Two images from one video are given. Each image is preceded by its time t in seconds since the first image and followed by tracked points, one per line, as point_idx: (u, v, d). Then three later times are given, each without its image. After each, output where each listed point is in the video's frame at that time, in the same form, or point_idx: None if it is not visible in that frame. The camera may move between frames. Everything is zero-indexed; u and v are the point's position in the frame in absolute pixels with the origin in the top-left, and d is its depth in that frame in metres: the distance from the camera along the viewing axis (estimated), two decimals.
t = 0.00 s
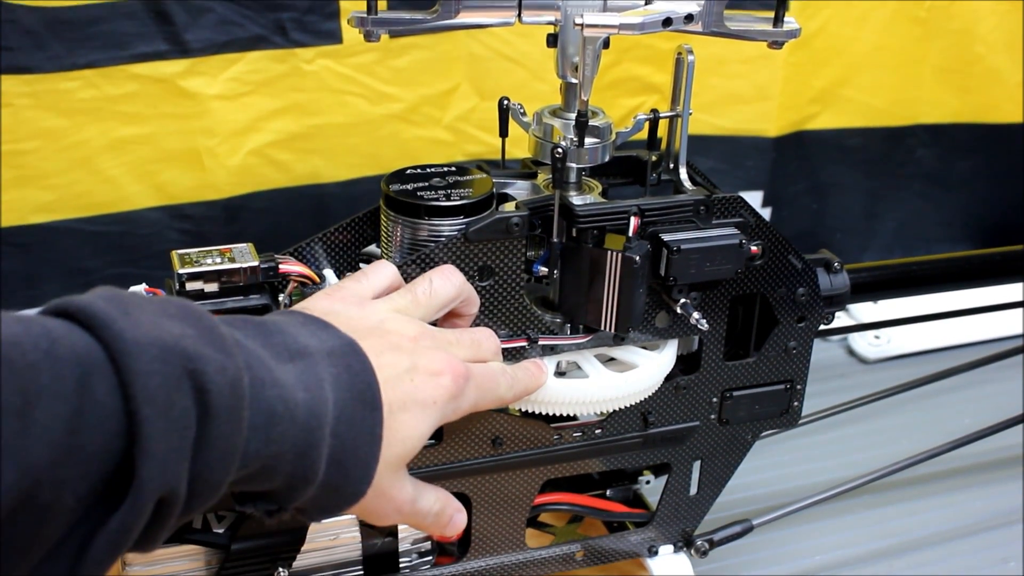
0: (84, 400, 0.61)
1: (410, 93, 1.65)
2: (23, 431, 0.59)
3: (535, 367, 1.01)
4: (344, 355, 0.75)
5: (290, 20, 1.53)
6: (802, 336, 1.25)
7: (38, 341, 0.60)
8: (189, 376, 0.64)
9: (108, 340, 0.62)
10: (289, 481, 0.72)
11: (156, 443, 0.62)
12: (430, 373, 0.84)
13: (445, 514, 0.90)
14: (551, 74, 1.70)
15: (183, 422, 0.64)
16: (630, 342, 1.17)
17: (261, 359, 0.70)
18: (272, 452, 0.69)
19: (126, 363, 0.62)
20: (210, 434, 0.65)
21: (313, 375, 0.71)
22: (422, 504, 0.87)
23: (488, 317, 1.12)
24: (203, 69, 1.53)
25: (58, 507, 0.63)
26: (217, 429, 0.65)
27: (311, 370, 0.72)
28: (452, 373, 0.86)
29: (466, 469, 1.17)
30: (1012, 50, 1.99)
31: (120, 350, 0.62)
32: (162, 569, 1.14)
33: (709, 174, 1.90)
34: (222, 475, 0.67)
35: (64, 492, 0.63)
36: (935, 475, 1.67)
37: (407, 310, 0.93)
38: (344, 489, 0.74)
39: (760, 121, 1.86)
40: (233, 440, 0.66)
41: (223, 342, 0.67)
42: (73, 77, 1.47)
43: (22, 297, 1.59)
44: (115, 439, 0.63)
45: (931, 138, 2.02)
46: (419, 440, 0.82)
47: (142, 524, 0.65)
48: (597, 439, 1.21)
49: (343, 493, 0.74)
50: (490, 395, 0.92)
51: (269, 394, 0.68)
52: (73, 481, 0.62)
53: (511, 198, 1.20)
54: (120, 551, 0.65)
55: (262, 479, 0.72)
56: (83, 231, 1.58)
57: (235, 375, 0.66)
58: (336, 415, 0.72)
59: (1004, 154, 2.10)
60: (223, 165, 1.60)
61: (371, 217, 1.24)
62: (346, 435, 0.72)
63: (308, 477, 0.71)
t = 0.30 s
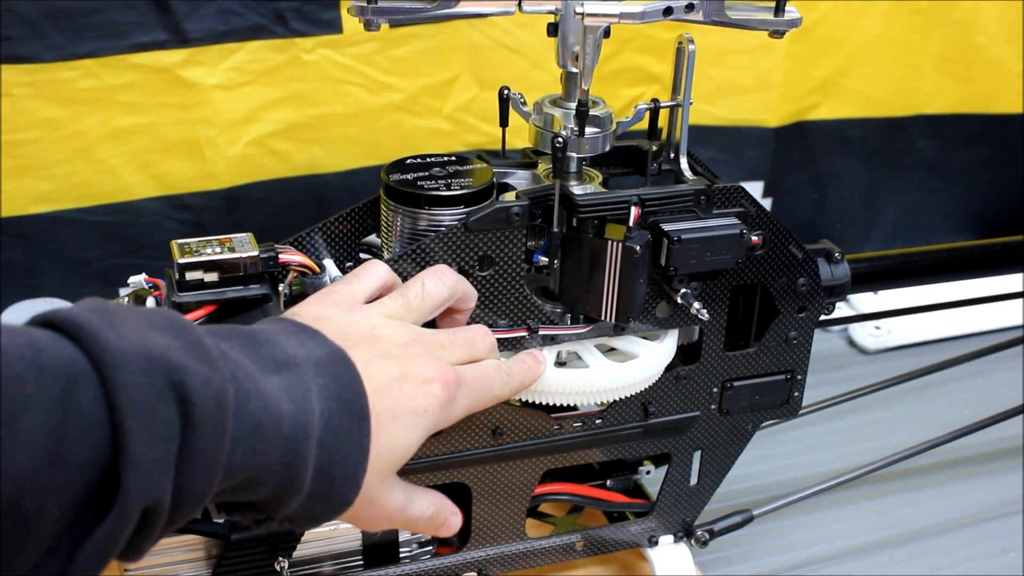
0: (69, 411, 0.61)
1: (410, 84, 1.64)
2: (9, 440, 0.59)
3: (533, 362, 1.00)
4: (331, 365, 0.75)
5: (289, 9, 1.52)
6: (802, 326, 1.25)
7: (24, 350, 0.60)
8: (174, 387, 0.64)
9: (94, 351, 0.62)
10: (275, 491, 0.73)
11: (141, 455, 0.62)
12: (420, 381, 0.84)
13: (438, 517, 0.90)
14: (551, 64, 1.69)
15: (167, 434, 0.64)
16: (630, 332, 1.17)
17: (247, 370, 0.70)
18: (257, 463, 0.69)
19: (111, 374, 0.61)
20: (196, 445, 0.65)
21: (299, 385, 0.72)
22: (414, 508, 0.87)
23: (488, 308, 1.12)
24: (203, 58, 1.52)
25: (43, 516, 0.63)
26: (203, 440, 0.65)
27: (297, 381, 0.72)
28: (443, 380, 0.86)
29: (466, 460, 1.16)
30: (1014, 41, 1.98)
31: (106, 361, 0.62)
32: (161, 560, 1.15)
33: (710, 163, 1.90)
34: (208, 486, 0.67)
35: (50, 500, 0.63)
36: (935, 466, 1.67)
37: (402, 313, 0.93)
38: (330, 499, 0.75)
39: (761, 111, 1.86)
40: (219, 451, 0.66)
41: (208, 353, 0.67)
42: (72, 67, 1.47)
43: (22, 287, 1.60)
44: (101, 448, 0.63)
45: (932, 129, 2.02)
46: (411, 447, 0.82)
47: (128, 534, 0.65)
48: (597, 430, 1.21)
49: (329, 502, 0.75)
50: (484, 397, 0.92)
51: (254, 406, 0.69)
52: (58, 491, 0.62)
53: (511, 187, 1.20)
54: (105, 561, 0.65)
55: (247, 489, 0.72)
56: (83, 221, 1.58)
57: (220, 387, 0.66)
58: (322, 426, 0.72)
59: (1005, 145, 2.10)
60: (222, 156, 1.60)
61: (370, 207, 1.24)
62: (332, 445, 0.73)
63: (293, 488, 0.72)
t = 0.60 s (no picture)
0: (70, 397, 0.61)
1: (410, 74, 1.64)
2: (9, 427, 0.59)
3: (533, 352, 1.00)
4: (335, 350, 0.75)
5: None
6: (802, 317, 1.25)
7: (23, 336, 0.59)
8: (175, 373, 0.64)
9: (94, 336, 0.62)
10: (279, 477, 0.72)
11: (142, 440, 0.62)
12: (423, 367, 0.84)
13: (441, 503, 0.91)
14: (551, 55, 1.69)
15: (169, 419, 0.63)
16: (630, 323, 1.17)
17: (249, 356, 0.70)
18: (260, 449, 0.69)
19: (112, 361, 0.61)
20: (197, 431, 0.65)
21: (301, 371, 0.72)
22: (416, 496, 0.87)
23: (489, 298, 1.12)
24: (203, 49, 1.52)
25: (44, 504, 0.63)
26: (204, 426, 0.65)
27: (300, 366, 0.72)
28: (444, 367, 0.86)
29: (465, 450, 1.16)
30: (1016, 32, 1.98)
31: (106, 347, 0.61)
32: (162, 552, 1.14)
33: (710, 155, 1.91)
34: (210, 472, 0.67)
35: (50, 488, 0.62)
36: (935, 457, 1.67)
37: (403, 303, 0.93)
38: (333, 484, 0.75)
39: (762, 102, 1.86)
40: (220, 437, 0.66)
41: (209, 339, 0.67)
42: (72, 57, 1.47)
43: (22, 278, 1.60)
44: (102, 435, 0.63)
45: (933, 121, 2.02)
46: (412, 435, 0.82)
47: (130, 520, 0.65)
48: (597, 420, 1.21)
49: (332, 487, 0.75)
50: (485, 384, 0.92)
51: (256, 391, 0.69)
52: (60, 476, 0.62)
53: (511, 178, 1.20)
54: (108, 547, 0.65)
55: (250, 476, 0.72)
56: (83, 212, 1.58)
57: (222, 372, 0.66)
58: (326, 411, 0.72)
59: (1005, 137, 2.10)
60: (222, 147, 1.60)
61: (370, 197, 1.24)
62: (336, 430, 0.73)
63: (296, 473, 0.72)
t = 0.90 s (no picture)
0: (71, 385, 0.61)
1: (410, 66, 1.64)
2: (10, 416, 0.59)
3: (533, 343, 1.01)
4: (335, 339, 0.75)
5: None
6: (803, 310, 1.25)
7: (24, 325, 0.60)
8: (176, 362, 0.64)
9: (95, 325, 0.62)
10: (279, 466, 0.73)
11: (144, 429, 0.62)
12: (423, 359, 0.83)
13: (439, 491, 0.91)
14: (551, 47, 1.69)
15: (170, 409, 0.64)
16: (630, 315, 1.17)
17: (250, 345, 0.70)
18: (261, 438, 0.69)
19: (113, 350, 0.61)
20: (199, 420, 0.65)
21: (302, 361, 0.72)
22: (415, 484, 0.87)
23: (489, 290, 1.12)
24: (202, 41, 1.52)
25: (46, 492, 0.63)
26: (205, 415, 0.65)
27: (301, 356, 0.72)
28: (445, 358, 0.85)
29: (465, 442, 1.16)
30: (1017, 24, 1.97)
31: (108, 336, 0.61)
32: (162, 543, 1.14)
33: (710, 147, 1.91)
34: (211, 461, 0.67)
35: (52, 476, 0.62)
36: (935, 450, 1.68)
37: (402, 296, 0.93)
38: (333, 473, 0.75)
39: (762, 95, 1.86)
40: (221, 426, 0.66)
41: (210, 329, 0.67)
42: (72, 49, 1.47)
43: (22, 270, 1.60)
44: (103, 424, 0.63)
45: (934, 113, 2.02)
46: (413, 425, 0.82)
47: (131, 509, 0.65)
48: (597, 413, 1.21)
49: (333, 476, 0.75)
50: (486, 374, 0.92)
51: (257, 381, 0.69)
52: (61, 465, 0.62)
53: (511, 170, 1.20)
54: (109, 535, 0.65)
55: (251, 465, 0.72)
56: (83, 204, 1.58)
57: (223, 362, 0.66)
58: (326, 400, 0.72)
59: (1006, 130, 2.09)
60: (221, 139, 1.60)
61: (370, 189, 1.24)
62: (337, 419, 0.73)
63: (297, 462, 0.72)
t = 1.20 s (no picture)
0: (68, 380, 0.61)
1: (410, 60, 1.64)
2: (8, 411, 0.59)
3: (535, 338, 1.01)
4: (334, 335, 0.75)
5: None
6: (803, 304, 1.25)
7: (22, 320, 0.59)
8: (173, 358, 0.64)
9: (93, 320, 0.61)
10: (277, 462, 0.72)
11: (141, 425, 0.62)
12: (421, 354, 0.83)
13: (439, 487, 0.90)
14: (551, 41, 1.69)
15: (168, 404, 0.63)
16: (630, 310, 1.17)
17: (248, 341, 0.70)
18: (259, 434, 0.69)
19: (110, 345, 0.61)
20: (196, 416, 0.65)
21: (301, 356, 0.71)
22: (415, 479, 0.87)
23: (489, 285, 1.12)
24: (202, 35, 1.52)
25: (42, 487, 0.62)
26: (203, 411, 0.65)
27: (299, 351, 0.72)
28: (443, 354, 0.85)
29: (464, 436, 1.16)
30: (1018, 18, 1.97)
31: (105, 331, 0.61)
32: (162, 537, 1.13)
33: (711, 141, 1.90)
34: (208, 457, 0.67)
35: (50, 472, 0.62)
36: (935, 444, 1.68)
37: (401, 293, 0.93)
38: (331, 469, 0.74)
39: (763, 89, 1.86)
40: (219, 422, 0.66)
41: (208, 324, 0.67)
42: (71, 43, 1.46)
43: (22, 264, 1.60)
44: (101, 420, 0.63)
45: (934, 108, 2.02)
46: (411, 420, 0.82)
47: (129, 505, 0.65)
48: (598, 407, 1.21)
49: (331, 473, 0.75)
50: (485, 370, 0.92)
51: (255, 377, 0.68)
52: (58, 460, 0.62)
53: (512, 164, 1.20)
54: (107, 531, 0.65)
55: (249, 461, 0.72)
56: (83, 198, 1.58)
57: (221, 358, 0.66)
58: (325, 396, 0.72)
59: (1006, 124, 2.09)
60: (221, 133, 1.60)
61: (370, 183, 1.23)
62: (335, 415, 0.73)
63: (295, 458, 0.72)
